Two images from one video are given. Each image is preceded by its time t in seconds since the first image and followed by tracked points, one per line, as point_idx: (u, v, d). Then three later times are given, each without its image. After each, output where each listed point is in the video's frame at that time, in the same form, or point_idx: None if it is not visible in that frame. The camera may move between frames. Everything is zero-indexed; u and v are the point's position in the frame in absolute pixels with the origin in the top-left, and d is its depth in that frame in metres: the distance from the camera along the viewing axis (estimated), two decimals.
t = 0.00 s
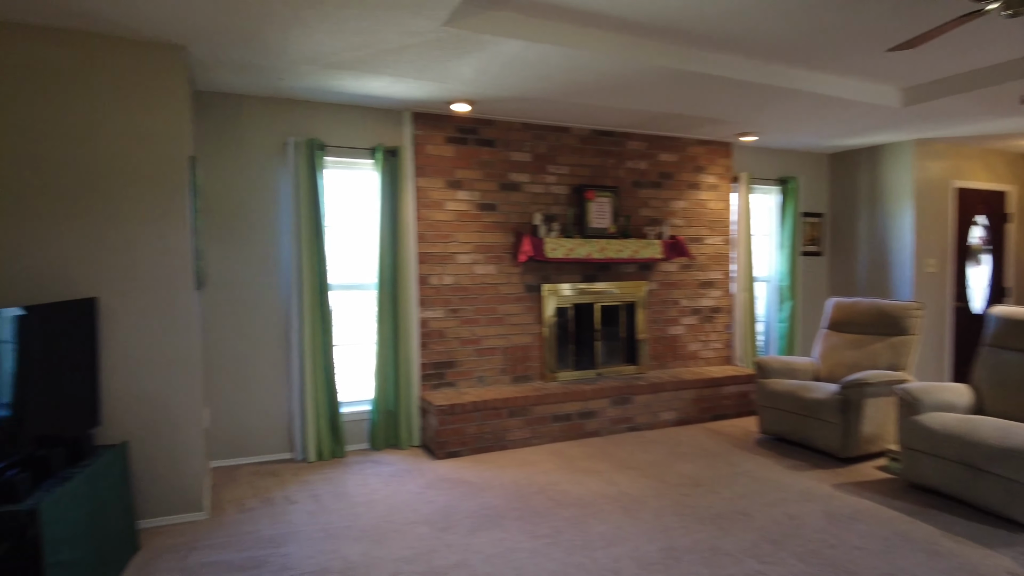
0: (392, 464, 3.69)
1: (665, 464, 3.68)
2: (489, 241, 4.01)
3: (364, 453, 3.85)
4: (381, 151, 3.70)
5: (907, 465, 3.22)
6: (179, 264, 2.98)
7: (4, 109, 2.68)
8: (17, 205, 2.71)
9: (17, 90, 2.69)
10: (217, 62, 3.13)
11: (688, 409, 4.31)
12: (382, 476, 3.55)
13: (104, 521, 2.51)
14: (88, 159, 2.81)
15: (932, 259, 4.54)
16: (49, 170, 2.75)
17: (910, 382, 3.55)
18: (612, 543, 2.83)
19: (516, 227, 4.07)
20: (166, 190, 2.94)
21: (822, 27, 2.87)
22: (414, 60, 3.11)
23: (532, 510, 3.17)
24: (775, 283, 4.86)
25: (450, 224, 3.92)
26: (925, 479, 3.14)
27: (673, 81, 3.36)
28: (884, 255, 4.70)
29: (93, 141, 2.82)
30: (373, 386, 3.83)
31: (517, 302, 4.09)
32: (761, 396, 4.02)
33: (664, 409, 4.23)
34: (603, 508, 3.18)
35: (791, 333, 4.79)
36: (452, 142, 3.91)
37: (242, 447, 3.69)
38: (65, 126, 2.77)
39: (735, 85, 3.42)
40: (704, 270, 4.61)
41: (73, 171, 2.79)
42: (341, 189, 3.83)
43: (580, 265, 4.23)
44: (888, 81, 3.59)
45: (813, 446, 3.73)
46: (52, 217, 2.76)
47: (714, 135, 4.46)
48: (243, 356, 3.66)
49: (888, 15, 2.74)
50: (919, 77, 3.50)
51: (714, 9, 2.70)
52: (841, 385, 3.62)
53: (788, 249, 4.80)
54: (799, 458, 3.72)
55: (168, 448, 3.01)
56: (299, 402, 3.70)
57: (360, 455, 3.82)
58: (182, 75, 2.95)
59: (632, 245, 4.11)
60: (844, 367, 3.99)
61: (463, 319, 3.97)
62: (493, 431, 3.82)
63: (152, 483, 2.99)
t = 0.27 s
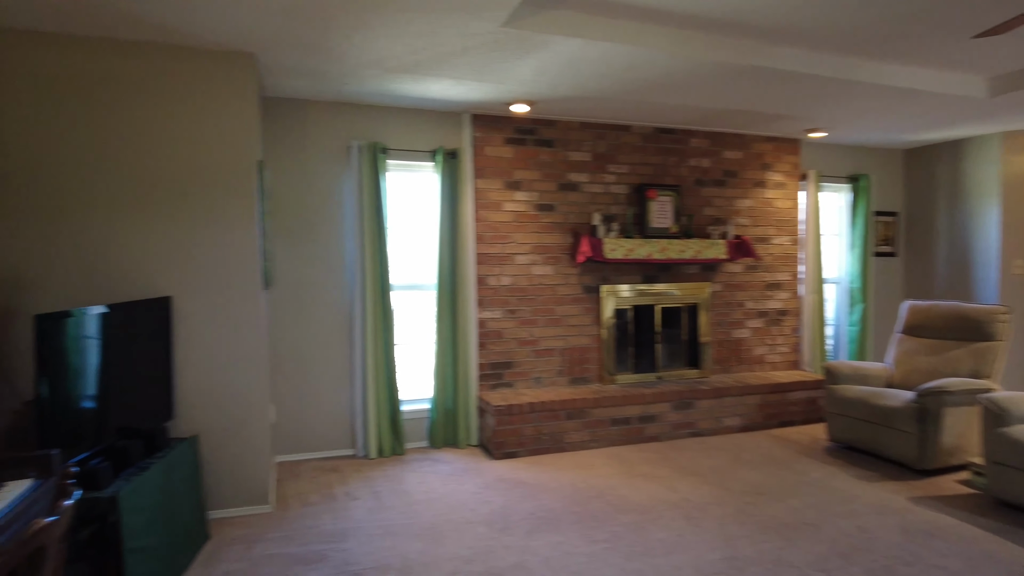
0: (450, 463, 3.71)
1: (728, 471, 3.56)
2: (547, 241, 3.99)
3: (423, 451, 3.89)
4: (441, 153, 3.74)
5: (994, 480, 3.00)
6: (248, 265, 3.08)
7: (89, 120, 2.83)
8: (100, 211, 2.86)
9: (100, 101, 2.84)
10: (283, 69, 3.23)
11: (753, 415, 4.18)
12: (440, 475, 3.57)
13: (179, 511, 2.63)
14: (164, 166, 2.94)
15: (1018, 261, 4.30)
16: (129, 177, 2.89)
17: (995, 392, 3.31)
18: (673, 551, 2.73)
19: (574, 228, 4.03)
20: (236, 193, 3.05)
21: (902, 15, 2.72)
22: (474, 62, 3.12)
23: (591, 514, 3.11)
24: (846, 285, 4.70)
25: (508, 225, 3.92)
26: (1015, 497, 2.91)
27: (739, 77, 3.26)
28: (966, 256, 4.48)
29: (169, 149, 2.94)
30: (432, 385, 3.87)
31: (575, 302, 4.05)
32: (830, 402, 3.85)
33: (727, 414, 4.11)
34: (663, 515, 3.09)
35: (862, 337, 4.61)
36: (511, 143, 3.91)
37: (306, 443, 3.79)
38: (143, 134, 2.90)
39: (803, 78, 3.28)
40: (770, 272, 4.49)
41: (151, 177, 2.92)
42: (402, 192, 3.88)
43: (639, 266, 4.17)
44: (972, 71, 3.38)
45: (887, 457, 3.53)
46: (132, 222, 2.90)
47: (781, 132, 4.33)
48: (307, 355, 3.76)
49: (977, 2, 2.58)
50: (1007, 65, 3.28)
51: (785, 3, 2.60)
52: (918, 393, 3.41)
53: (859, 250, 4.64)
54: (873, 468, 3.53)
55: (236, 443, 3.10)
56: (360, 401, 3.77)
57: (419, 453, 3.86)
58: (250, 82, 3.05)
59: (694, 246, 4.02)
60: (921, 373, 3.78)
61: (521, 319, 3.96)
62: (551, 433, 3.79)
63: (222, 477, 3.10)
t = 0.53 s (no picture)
0: (503, 463, 3.71)
1: (788, 479, 3.44)
2: (600, 241, 3.95)
3: (476, 450, 3.91)
4: (495, 154, 3.75)
5: None
6: (308, 264, 3.16)
7: (161, 126, 2.96)
8: (172, 214, 2.99)
9: (169, 109, 2.97)
10: (341, 73, 3.30)
11: (815, 421, 4.03)
12: (493, 474, 3.58)
13: (242, 503, 2.73)
14: (230, 170, 3.05)
15: None
16: (197, 181, 3.01)
17: None
18: (730, 559, 2.65)
19: (629, 228, 3.98)
20: (295, 195, 3.13)
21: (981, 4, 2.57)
22: (529, 62, 3.12)
23: (645, 518, 3.05)
24: (914, 287, 4.51)
25: (562, 225, 3.90)
26: None
27: (801, 71, 3.16)
28: None
29: (234, 153, 3.05)
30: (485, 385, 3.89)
31: (629, 303, 4.00)
32: (897, 409, 3.67)
33: (788, 420, 3.98)
34: (719, 521, 3.01)
35: (933, 341, 4.41)
36: (565, 142, 3.89)
37: (362, 439, 3.86)
38: (209, 139, 3.02)
39: (871, 71, 3.14)
40: (834, 273, 4.35)
41: (217, 180, 3.03)
42: (456, 193, 3.92)
43: (696, 266, 4.09)
44: None
45: (960, 469, 3.34)
46: (201, 224, 3.02)
47: (845, 128, 4.19)
48: (364, 353, 3.83)
49: None
50: None
51: None
52: (996, 401, 3.22)
53: (930, 250, 4.44)
54: (945, 481, 3.35)
55: (295, 439, 3.18)
56: (415, 399, 3.81)
57: (472, 451, 3.88)
58: (309, 87, 3.13)
59: (754, 246, 3.92)
60: (999, 380, 3.57)
61: (574, 320, 3.93)
62: (605, 436, 3.75)
63: (283, 471, 3.19)
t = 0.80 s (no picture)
0: (547, 463, 3.70)
1: (843, 487, 3.32)
2: (647, 241, 3.90)
3: (520, 450, 3.90)
4: (541, 153, 3.75)
5: None
6: (358, 264, 3.22)
7: (221, 130, 3.06)
8: (230, 215, 3.08)
9: (226, 114, 3.06)
10: (389, 76, 3.35)
11: (872, 427, 3.89)
12: (538, 474, 3.57)
13: (292, 497, 2.78)
14: (285, 171, 3.12)
15: None
16: (254, 183, 3.10)
17: None
18: (780, 567, 2.57)
19: (677, 227, 3.92)
20: (347, 196, 3.19)
21: None
22: (575, 61, 3.09)
23: (692, 523, 2.99)
24: (980, 289, 4.30)
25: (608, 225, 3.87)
26: None
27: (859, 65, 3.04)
28: None
29: (289, 155, 3.12)
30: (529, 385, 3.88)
31: (677, 304, 3.93)
32: (961, 417, 3.50)
33: (842, 425, 3.85)
34: (770, 528, 2.92)
35: (1000, 346, 4.20)
36: (611, 141, 3.85)
37: (409, 436, 3.90)
38: (266, 142, 3.10)
39: (934, 63, 3.01)
40: (892, 273, 4.19)
41: (270, 182, 3.11)
42: (502, 192, 3.93)
43: (745, 267, 3.99)
44: None
45: None
46: (258, 225, 3.11)
47: (905, 123, 4.03)
48: (412, 351, 3.87)
49: None
50: None
51: None
52: None
53: (997, 250, 4.23)
54: (1014, 493, 3.17)
55: (344, 434, 3.24)
56: (461, 397, 3.84)
57: (517, 451, 3.88)
58: (360, 90, 3.18)
59: (807, 245, 3.80)
60: None
61: (619, 321, 3.89)
62: (651, 439, 3.69)
63: (333, 466, 3.25)
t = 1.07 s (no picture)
0: (585, 465, 3.67)
1: (893, 494, 3.21)
2: (687, 241, 3.84)
3: (558, 451, 3.89)
4: (580, 152, 3.72)
5: None
6: (398, 263, 3.25)
7: (267, 132, 3.13)
8: (277, 215, 3.15)
9: (273, 117, 3.13)
10: (430, 77, 3.37)
11: (923, 433, 3.75)
12: (575, 475, 3.55)
13: (333, 493, 2.83)
14: (329, 173, 3.18)
15: None
16: (299, 184, 3.16)
17: None
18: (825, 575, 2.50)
19: (718, 226, 3.85)
20: (388, 196, 3.22)
21: None
22: (615, 58, 3.06)
23: (734, 528, 2.93)
24: None
25: (647, 224, 3.82)
26: None
27: (911, 57, 2.93)
28: None
29: (332, 156, 3.18)
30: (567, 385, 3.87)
31: (718, 305, 3.86)
32: (1020, 424, 3.35)
33: (892, 431, 3.72)
34: (815, 535, 2.84)
35: None
36: (652, 139, 3.81)
37: (448, 435, 3.93)
38: (310, 144, 3.16)
39: (993, 54, 2.88)
40: (945, 273, 4.03)
41: (315, 183, 3.17)
42: (542, 191, 3.92)
43: (789, 267, 3.90)
44: None
45: None
46: (303, 225, 3.17)
47: (960, 117, 3.87)
48: (451, 350, 3.90)
49: None
50: None
51: None
52: None
53: None
54: None
55: (385, 432, 3.28)
56: (500, 397, 3.84)
57: (555, 452, 3.87)
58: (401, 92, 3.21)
59: (855, 245, 3.69)
60: None
61: (659, 321, 3.84)
62: (691, 442, 3.63)
63: (373, 463, 3.28)
